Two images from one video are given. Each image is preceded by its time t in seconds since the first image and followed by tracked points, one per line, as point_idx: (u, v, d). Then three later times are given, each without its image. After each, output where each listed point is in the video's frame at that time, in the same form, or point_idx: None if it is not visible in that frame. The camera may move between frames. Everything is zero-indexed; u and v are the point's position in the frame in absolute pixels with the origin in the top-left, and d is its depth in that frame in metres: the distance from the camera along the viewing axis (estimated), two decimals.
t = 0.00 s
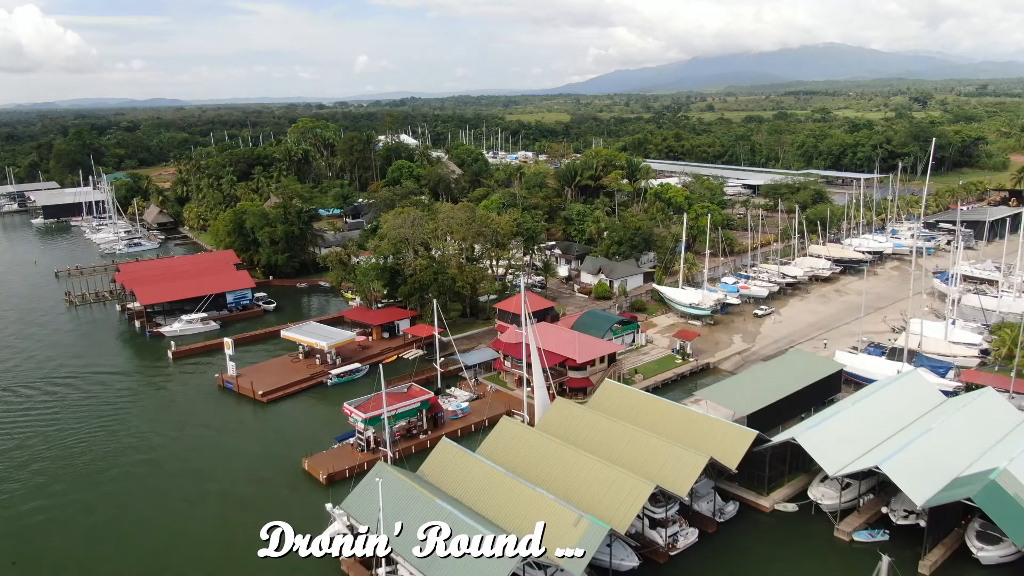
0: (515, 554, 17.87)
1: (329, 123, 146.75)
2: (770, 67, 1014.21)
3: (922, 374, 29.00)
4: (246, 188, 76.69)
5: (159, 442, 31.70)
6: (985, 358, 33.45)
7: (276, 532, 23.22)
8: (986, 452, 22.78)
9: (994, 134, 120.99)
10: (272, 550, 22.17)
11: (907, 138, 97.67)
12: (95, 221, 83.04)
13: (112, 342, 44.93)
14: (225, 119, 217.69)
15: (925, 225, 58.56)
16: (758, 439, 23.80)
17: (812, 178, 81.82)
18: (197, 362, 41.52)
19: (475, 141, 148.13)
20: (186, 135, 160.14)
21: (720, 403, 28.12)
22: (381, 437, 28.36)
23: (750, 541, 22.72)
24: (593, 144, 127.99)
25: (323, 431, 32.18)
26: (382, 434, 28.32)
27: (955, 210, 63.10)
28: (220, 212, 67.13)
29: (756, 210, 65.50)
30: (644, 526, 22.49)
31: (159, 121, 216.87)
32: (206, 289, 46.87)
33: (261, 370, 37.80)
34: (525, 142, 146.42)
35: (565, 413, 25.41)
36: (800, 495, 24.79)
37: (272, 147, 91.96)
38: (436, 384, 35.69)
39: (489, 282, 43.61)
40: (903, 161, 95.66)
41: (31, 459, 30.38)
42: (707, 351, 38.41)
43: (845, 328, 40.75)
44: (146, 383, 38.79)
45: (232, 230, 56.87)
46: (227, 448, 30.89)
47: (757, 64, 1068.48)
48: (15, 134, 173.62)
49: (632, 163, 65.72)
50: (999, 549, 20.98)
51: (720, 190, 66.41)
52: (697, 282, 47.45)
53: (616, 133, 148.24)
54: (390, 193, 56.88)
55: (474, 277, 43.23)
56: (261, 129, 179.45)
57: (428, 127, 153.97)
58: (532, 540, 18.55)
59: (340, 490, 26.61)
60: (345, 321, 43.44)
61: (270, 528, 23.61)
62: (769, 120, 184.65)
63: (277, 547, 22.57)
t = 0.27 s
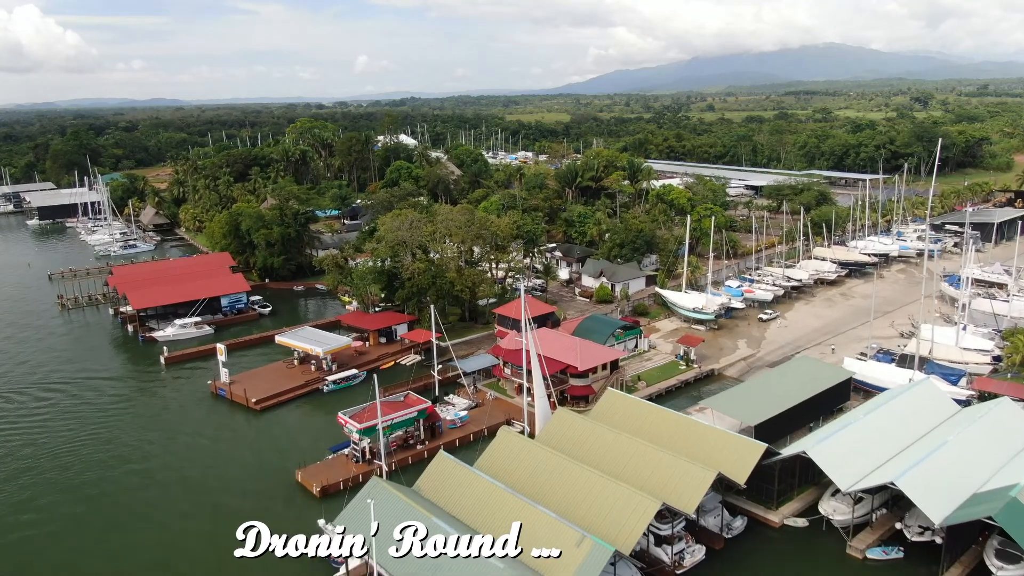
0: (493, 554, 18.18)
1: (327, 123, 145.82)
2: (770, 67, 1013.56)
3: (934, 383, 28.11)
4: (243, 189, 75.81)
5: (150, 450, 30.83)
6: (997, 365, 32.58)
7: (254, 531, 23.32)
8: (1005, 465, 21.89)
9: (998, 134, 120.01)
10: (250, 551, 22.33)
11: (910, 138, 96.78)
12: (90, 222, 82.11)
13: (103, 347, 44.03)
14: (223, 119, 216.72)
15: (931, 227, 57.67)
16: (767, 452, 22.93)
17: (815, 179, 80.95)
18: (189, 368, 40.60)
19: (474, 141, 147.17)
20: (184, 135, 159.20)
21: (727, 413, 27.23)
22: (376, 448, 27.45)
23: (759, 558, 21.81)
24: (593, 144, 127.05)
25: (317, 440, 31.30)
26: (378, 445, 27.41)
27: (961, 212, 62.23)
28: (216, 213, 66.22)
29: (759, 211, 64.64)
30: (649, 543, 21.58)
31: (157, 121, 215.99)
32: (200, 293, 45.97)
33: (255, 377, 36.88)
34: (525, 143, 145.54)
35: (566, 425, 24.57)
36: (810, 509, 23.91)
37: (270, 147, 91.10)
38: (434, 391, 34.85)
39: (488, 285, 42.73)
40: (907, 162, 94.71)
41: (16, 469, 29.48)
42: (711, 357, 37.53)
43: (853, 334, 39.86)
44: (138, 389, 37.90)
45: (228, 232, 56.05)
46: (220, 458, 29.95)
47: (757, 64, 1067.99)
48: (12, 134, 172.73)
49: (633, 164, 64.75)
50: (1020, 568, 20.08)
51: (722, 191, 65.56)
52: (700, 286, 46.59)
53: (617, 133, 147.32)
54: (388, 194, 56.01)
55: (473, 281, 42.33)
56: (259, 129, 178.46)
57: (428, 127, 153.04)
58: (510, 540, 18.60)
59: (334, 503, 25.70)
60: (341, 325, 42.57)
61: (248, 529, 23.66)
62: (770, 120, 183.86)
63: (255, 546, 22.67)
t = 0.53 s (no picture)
0: (469, 553, 18.45)
1: (326, 123, 144.86)
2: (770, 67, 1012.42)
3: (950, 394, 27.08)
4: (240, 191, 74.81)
5: (140, 461, 29.90)
6: (1013, 374, 31.58)
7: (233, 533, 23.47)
8: None
9: (1002, 134, 119.02)
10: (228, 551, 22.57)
11: (914, 139, 95.81)
12: (85, 223, 81.11)
13: (94, 353, 43.03)
14: (222, 120, 215.60)
15: (939, 230, 56.70)
16: (779, 469, 21.91)
17: (819, 180, 79.96)
18: (181, 375, 39.58)
19: (474, 141, 146.21)
20: (182, 135, 158.20)
21: (735, 425, 26.20)
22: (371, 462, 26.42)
23: None
24: (594, 145, 126.05)
25: (311, 452, 30.31)
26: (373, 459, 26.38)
27: (969, 214, 61.24)
28: (211, 215, 65.24)
29: (763, 213, 63.66)
30: (656, 565, 20.53)
31: (156, 121, 215.04)
32: (193, 297, 44.94)
33: (248, 385, 35.85)
34: (525, 143, 144.61)
35: (569, 438, 23.61)
36: (822, 527, 22.88)
37: (267, 148, 90.10)
38: (432, 400, 33.83)
39: (488, 290, 41.72)
40: (912, 163, 93.70)
41: None
42: (717, 364, 36.54)
43: (861, 340, 38.88)
44: (127, 397, 36.88)
45: (223, 235, 55.04)
46: (211, 470, 29.00)
47: (757, 64, 1067.08)
48: (10, 134, 171.75)
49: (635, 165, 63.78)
50: None
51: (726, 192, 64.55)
52: (704, 290, 45.60)
53: (617, 133, 146.31)
54: (386, 196, 55.04)
55: (472, 285, 41.34)
56: (258, 129, 177.44)
57: (427, 127, 152.07)
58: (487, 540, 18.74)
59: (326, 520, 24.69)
60: (337, 331, 41.56)
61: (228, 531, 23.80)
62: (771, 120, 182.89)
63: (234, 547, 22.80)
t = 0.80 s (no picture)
0: (448, 554, 18.62)
1: (325, 124, 144.01)
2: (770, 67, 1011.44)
3: (965, 404, 26.18)
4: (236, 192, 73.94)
5: (130, 470, 29.14)
6: None
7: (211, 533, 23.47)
8: None
9: (1006, 134, 118.04)
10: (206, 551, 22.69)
11: (918, 139, 94.92)
12: (81, 225, 80.21)
13: (85, 357, 42.13)
14: (220, 120, 214.59)
15: (945, 232, 55.84)
16: (789, 484, 21.06)
17: (822, 181, 79.07)
18: (173, 382, 38.69)
19: (474, 142, 145.34)
20: (180, 136, 157.22)
21: (743, 437, 25.31)
22: (366, 474, 25.52)
23: None
24: (594, 145, 125.16)
25: (305, 463, 29.47)
26: (368, 471, 25.48)
27: (975, 216, 60.36)
28: (207, 216, 64.38)
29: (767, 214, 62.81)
30: None
31: (154, 121, 214.33)
32: (187, 302, 44.05)
33: (241, 393, 34.98)
34: (525, 143, 143.78)
35: (571, 452, 22.83)
36: (833, 545, 21.99)
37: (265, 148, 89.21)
38: (430, 408, 32.96)
39: (487, 294, 40.88)
40: (915, 163, 92.83)
41: None
42: (722, 370, 35.68)
43: (868, 346, 38.02)
44: (117, 403, 36.02)
45: (218, 237, 54.16)
46: (202, 480, 28.19)
47: (757, 64, 1066.15)
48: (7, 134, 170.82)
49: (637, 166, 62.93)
50: None
51: (729, 193, 63.68)
52: (708, 294, 44.75)
53: (618, 133, 145.43)
54: (384, 198, 54.21)
55: (471, 289, 40.49)
56: (256, 129, 176.46)
57: (427, 127, 151.22)
58: (466, 540, 18.72)
59: (318, 535, 23.77)
60: (333, 336, 40.69)
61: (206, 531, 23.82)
62: (772, 120, 182.07)
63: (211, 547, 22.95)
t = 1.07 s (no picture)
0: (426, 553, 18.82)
1: (323, 124, 143.06)
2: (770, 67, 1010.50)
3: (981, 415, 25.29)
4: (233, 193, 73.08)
5: (119, 479, 28.38)
6: None
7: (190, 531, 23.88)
8: None
9: (1009, 134, 117.26)
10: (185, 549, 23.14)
11: (921, 139, 94.02)
12: (75, 226, 79.29)
13: (75, 363, 41.24)
14: (219, 120, 213.73)
15: (951, 234, 55.00)
16: (802, 501, 20.17)
17: (825, 182, 78.25)
18: (165, 388, 37.80)
19: (473, 142, 144.49)
20: (178, 136, 156.26)
21: (752, 449, 24.42)
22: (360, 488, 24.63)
23: None
24: (595, 146, 124.24)
25: (299, 473, 28.60)
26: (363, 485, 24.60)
27: (981, 218, 59.53)
28: (202, 218, 63.51)
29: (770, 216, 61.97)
30: None
31: (153, 121, 213.49)
32: (180, 306, 43.13)
33: (234, 400, 34.08)
34: (524, 143, 142.87)
35: (573, 466, 21.97)
36: (847, 563, 21.10)
37: (262, 149, 88.35)
38: (427, 417, 32.07)
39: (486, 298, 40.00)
40: (919, 164, 91.97)
41: None
42: (727, 377, 34.80)
43: (877, 352, 37.18)
44: (108, 410, 35.18)
45: (213, 240, 53.28)
46: (193, 490, 27.38)
47: (757, 64, 1065.16)
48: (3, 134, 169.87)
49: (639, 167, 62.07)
50: None
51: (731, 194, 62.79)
52: (712, 298, 43.88)
53: (618, 133, 144.60)
54: (382, 199, 53.35)
55: (470, 293, 39.61)
56: (254, 128, 175.50)
57: (426, 127, 150.33)
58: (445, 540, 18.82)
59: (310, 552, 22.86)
60: (329, 342, 39.81)
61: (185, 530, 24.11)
62: (773, 120, 181.25)
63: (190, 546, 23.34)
